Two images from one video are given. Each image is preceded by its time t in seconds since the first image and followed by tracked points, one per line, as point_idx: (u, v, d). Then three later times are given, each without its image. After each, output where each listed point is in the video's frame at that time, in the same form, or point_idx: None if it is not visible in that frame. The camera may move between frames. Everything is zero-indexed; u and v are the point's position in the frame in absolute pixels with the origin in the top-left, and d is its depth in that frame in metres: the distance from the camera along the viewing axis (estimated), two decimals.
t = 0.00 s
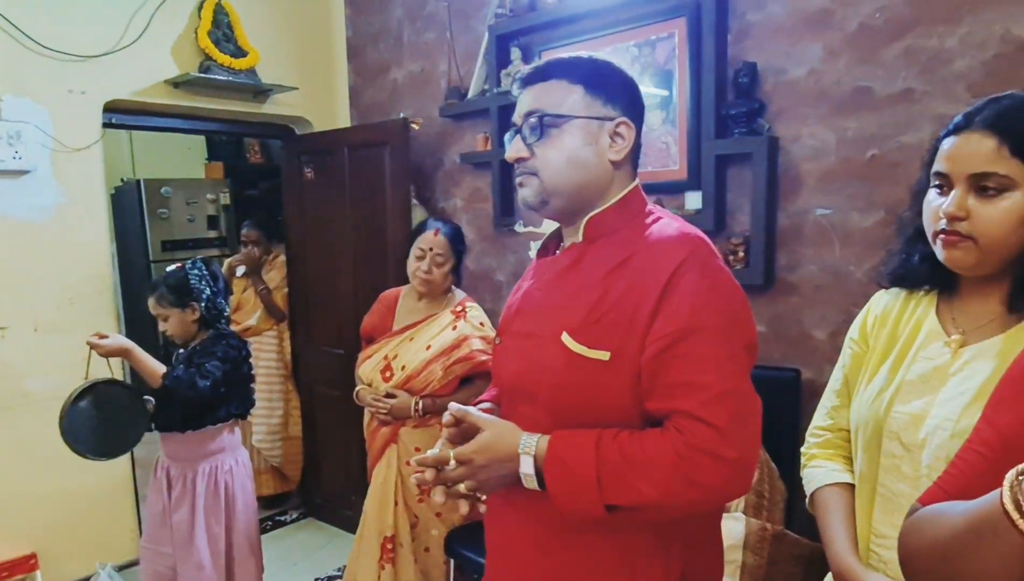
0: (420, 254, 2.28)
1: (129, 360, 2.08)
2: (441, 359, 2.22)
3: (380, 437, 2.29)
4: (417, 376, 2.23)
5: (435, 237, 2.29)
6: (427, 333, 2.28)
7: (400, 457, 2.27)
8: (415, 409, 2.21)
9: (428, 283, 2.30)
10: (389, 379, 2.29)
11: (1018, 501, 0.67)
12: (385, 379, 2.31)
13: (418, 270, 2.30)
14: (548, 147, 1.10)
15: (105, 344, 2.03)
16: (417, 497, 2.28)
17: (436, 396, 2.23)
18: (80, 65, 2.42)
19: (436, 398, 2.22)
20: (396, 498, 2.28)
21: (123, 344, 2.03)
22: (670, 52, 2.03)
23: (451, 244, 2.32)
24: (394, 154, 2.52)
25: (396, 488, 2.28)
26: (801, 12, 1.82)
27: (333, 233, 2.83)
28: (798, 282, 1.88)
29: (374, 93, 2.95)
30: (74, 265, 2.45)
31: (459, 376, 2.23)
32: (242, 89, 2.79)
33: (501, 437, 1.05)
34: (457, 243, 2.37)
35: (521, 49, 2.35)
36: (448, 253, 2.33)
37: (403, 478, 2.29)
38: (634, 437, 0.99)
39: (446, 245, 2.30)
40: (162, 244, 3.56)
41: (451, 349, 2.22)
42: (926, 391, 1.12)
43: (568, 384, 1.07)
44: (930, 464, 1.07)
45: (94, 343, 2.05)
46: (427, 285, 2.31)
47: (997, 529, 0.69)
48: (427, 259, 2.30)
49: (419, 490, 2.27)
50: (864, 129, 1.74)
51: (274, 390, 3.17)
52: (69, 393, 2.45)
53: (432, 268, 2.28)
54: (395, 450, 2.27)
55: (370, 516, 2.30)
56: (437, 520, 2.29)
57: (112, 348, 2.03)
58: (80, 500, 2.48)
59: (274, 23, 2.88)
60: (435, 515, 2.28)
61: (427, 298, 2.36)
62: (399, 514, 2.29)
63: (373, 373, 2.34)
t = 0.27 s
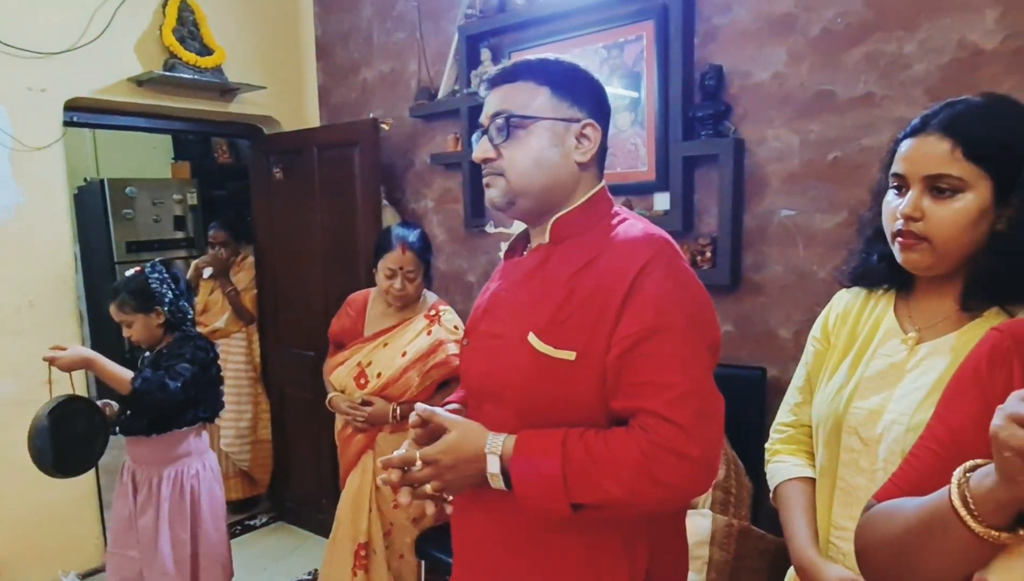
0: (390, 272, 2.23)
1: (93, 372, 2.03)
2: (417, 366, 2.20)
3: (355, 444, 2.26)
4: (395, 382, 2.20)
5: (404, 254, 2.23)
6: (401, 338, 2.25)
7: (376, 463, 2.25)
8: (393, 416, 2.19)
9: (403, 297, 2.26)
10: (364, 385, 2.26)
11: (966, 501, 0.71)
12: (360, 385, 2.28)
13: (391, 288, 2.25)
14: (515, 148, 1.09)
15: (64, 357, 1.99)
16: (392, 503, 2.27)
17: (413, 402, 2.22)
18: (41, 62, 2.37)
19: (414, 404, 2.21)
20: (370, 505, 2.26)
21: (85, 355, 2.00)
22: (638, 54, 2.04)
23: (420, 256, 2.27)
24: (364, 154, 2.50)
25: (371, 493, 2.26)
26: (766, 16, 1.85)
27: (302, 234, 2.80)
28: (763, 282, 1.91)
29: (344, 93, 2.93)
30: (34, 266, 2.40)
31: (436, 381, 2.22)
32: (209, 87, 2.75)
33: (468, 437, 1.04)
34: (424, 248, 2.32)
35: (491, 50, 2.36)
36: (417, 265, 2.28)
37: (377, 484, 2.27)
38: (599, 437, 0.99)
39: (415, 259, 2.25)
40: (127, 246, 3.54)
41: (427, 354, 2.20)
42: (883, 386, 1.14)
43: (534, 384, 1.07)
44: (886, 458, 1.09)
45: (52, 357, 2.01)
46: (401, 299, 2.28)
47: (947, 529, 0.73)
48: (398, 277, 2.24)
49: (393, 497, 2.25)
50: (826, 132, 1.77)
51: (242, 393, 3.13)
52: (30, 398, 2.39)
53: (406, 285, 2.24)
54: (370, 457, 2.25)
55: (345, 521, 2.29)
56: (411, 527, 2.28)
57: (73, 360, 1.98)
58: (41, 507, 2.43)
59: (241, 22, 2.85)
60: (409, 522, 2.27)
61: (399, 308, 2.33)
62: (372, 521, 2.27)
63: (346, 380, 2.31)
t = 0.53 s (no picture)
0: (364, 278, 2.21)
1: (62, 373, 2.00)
2: (398, 368, 2.20)
3: (334, 446, 2.24)
4: (376, 386, 2.19)
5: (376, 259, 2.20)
6: (380, 340, 2.23)
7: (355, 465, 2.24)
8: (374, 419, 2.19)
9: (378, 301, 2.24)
10: (343, 389, 2.24)
11: (927, 494, 0.72)
12: (338, 388, 2.25)
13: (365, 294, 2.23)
14: (484, 143, 1.09)
15: (34, 358, 1.94)
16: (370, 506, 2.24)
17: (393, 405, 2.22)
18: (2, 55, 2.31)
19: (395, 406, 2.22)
20: (347, 508, 2.24)
21: (57, 357, 1.97)
22: (611, 52, 2.05)
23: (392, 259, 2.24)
24: (337, 151, 2.48)
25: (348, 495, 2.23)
26: (736, 15, 1.87)
27: (274, 231, 2.77)
28: (734, 278, 1.93)
29: (316, 89, 2.90)
30: None
31: (416, 383, 2.23)
32: (177, 82, 2.71)
33: (438, 433, 1.03)
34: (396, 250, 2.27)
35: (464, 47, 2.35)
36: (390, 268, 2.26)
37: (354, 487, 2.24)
38: (570, 431, 0.99)
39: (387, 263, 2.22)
40: (95, 244, 3.55)
41: (407, 357, 2.20)
42: (850, 379, 1.16)
43: (506, 379, 1.06)
44: (855, 448, 1.10)
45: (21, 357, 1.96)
46: (377, 303, 2.26)
47: (910, 519, 0.74)
48: (370, 282, 2.22)
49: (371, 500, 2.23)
50: (795, 130, 1.80)
51: (213, 393, 3.08)
52: None
53: (378, 290, 2.21)
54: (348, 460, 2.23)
55: (321, 523, 2.26)
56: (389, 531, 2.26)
57: (43, 361, 1.95)
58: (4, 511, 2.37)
59: (210, 16, 2.80)
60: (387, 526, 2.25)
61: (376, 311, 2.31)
62: (348, 525, 2.25)
63: (323, 382, 2.28)
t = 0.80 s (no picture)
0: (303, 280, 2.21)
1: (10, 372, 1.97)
2: (347, 368, 2.17)
3: (285, 453, 2.19)
4: (325, 387, 2.16)
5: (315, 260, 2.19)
6: (326, 341, 2.20)
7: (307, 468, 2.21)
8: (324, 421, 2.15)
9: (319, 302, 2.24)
10: (291, 392, 2.19)
11: (876, 489, 0.72)
12: (285, 392, 2.20)
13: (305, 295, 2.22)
14: (443, 141, 1.08)
15: None
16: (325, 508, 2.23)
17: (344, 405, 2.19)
18: None
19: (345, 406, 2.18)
20: (301, 512, 2.22)
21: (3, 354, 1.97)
22: (576, 52, 2.06)
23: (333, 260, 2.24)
24: (299, 148, 2.44)
25: (302, 501, 2.22)
26: (698, 18, 1.89)
27: (235, 230, 2.72)
28: (696, 277, 1.95)
29: (278, 86, 2.86)
30: None
31: (366, 382, 2.20)
32: (134, 76, 2.64)
33: (396, 433, 1.02)
34: (337, 251, 2.27)
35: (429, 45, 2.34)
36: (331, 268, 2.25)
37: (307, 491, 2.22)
38: (530, 428, 0.98)
39: (327, 264, 2.22)
40: (47, 241, 3.59)
41: (355, 356, 2.18)
42: (815, 376, 1.17)
43: (465, 378, 1.05)
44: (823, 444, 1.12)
45: None
46: (319, 304, 2.25)
47: (865, 515, 0.73)
48: (311, 283, 2.21)
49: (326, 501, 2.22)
50: (756, 131, 1.82)
51: (173, 395, 3.03)
52: None
53: (318, 291, 2.21)
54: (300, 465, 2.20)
55: (276, 532, 2.23)
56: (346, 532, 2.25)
57: None
58: None
59: (168, 9, 2.74)
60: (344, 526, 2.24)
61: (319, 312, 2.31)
62: (304, 530, 2.22)
63: (270, 388, 2.22)
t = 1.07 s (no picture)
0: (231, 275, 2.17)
1: None
2: (278, 364, 2.14)
3: (220, 455, 2.15)
4: (256, 384, 2.13)
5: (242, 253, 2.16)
6: (256, 338, 2.18)
7: (244, 472, 2.16)
8: (257, 419, 2.11)
9: (249, 298, 2.20)
10: (222, 392, 2.16)
11: (834, 491, 0.69)
12: (216, 393, 2.18)
13: (233, 290, 2.19)
14: (401, 142, 1.07)
15: None
16: (266, 510, 2.20)
17: (278, 403, 2.14)
18: None
19: (279, 403, 2.14)
20: (241, 516, 2.18)
21: None
22: (542, 54, 2.06)
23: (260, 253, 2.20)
24: (264, 148, 2.41)
25: (243, 508, 2.17)
26: (664, 21, 1.90)
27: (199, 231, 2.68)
28: (662, 279, 1.96)
29: (242, 85, 2.81)
30: None
31: (300, 379, 2.16)
32: (92, 74, 2.58)
33: (355, 437, 1.01)
34: (265, 244, 2.23)
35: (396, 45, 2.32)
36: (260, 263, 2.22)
37: (246, 495, 2.18)
38: (490, 430, 0.98)
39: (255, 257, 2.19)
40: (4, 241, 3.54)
41: (287, 351, 2.15)
42: (781, 377, 1.18)
43: (425, 380, 1.04)
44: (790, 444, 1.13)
45: None
46: (250, 300, 2.22)
47: (823, 517, 0.69)
48: (238, 278, 2.17)
49: (267, 503, 2.18)
50: (720, 134, 1.84)
51: (134, 398, 2.97)
52: None
53: (246, 286, 2.17)
54: (238, 467, 2.16)
55: (216, 541, 2.18)
56: (290, 534, 2.22)
57: None
58: None
59: (128, 6, 2.68)
60: (288, 529, 2.21)
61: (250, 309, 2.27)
62: (246, 534, 2.18)
63: (201, 390, 2.20)
